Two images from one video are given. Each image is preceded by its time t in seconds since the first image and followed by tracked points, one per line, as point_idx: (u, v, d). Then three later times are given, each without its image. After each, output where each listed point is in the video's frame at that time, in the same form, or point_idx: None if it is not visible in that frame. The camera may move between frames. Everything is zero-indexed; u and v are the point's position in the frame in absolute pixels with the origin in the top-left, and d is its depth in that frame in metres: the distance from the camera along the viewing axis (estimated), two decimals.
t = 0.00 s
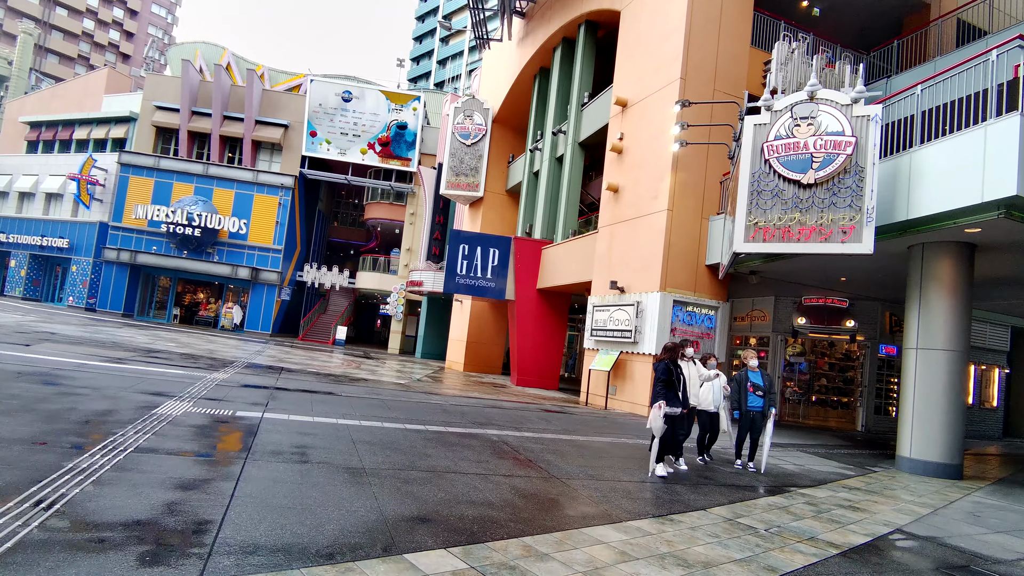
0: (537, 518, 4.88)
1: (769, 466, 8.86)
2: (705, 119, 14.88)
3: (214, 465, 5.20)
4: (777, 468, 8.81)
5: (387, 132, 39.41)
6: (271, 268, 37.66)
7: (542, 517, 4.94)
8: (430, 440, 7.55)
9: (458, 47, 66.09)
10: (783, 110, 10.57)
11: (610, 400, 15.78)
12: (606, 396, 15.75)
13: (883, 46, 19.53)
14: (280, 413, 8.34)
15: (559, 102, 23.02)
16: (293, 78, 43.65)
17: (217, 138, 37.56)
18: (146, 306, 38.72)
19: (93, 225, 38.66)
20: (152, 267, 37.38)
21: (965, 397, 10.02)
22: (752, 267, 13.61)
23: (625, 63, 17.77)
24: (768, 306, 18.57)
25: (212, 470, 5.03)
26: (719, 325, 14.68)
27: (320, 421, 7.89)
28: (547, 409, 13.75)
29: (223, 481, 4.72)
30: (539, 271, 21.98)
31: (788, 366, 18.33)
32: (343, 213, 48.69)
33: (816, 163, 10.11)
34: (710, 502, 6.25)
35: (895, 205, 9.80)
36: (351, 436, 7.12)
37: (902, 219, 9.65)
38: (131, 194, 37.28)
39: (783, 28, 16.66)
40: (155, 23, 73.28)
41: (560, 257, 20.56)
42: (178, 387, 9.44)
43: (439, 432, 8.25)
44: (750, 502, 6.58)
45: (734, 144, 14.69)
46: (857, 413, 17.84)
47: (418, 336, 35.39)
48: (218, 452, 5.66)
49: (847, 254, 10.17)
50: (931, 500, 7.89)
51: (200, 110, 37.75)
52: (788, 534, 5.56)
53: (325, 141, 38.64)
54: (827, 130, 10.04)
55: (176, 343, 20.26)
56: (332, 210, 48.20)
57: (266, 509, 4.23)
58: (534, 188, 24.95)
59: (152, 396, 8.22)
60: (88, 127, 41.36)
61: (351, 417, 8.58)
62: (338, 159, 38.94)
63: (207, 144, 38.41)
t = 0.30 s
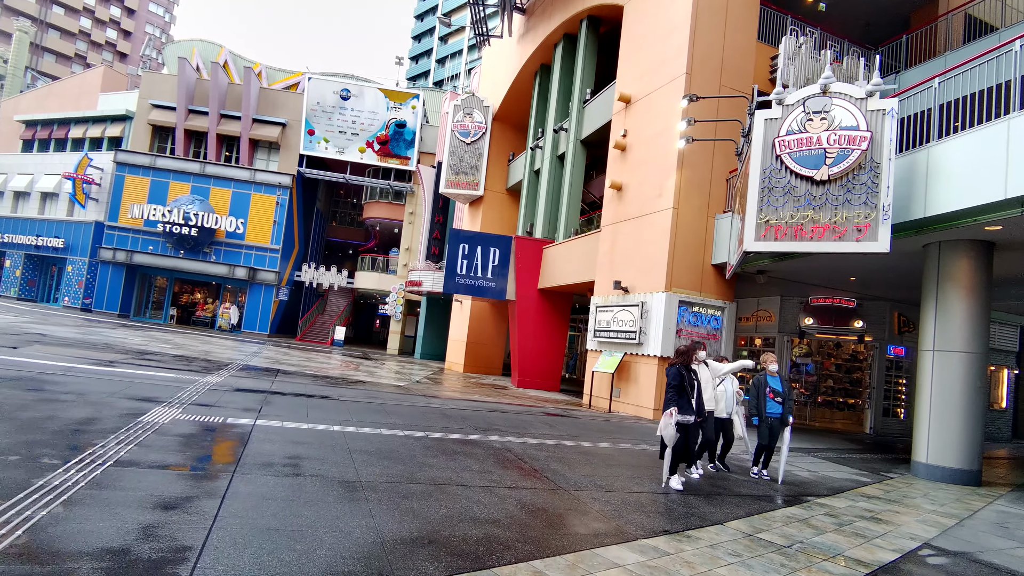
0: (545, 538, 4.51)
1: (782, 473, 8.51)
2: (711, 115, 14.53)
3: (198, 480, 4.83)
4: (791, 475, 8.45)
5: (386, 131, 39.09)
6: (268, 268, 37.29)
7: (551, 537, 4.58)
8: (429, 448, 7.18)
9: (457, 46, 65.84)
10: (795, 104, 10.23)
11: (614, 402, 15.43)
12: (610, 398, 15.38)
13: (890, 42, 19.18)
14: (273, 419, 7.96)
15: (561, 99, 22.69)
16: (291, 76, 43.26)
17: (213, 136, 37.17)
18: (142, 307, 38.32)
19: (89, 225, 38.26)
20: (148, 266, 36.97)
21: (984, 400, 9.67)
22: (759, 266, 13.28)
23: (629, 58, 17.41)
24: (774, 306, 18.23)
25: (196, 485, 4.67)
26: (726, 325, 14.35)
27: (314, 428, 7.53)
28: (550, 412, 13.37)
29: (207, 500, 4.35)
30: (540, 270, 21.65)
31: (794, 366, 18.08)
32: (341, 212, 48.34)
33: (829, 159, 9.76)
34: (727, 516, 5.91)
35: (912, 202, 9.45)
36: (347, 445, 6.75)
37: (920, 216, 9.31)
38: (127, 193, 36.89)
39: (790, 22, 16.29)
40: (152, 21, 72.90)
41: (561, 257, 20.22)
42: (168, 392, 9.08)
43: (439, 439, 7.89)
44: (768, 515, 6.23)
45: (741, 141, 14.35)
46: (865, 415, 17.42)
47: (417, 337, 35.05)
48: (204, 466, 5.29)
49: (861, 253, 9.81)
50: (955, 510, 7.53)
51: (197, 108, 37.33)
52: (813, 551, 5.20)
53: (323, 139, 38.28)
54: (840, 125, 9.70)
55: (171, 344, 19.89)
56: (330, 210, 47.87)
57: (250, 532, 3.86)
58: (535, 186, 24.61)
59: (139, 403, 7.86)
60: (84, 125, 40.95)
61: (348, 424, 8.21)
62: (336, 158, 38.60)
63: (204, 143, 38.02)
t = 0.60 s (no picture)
0: (551, 547, 4.14)
1: (794, 473, 8.16)
2: (716, 107, 14.17)
3: (176, 483, 4.46)
4: (804, 475, 8.11)
5: (384, 126, 38.74)
6: (264, 264, 36.87)
7: (557, 545, 4.21)
8: (427, 448, 6.82)
9: (455, 43, 65.53)
10: (807, 92, 9.88)
11: (616, 401, 15.06)
12: (612, 397, 15.03)
13: (896, 34, 18.85)
14: (263, 417, 7.58)
15: (561, 92, 22.34)
16: (288, 71, 42.83)
17: (209, 131, 36.74)
18: (137, 304, 37.86)
19: (83, 221, 37.79)
20: (143, 263, 36.48)
21: (1001, 398, 9.33)
22: (766, 261, 12.93)
23: (632, 49, 17.01)
24: (778, 303, 17.80)
25: (172, 489, 4.29)
26: (731, 322, 13.98)
27: (306, 427, 7.16)
28: (551, 410, 13.01)
29: (182, 506, 3.97)
30: (539, 266, 21.29)
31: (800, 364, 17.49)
32: (339, 209, 48.01)
33: (842, 149, 9.40)
34: (743, 521, 5.55)
35: (928, 192, 9.08)
36: (339, 445, 6.38)
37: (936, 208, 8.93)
38: (121, 189, 36.42)
39: (796, 12, 15.92)
40: (149, 17, 72.33)
41: (562, 253, 19.88)
42: (154, 389, 8.69)
43: (437, 439, 7.53)
44: (786, 519, 5.86)
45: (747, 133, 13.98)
46: (871, 413, 17.14)
47: (415, 334, 34.72)
48: (183, 467, 4.91)
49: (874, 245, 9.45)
50: (978, 513, 7.19)
51: (192, 103, 36.89)
52: (838, 559, 4.84)
53: (320, 134, 37.88)
54: (854, 113, 9.33)
55: (164, 341, 19.52)
56: (328, 206, 47.53)
57: (230, 541, 3.49)
58: (535, 181, 24.26)
59: (121, 400, 7.48)
60: (78, 120, 40.46)
61: (341, 422, 7.83)
62: (333, 154, 38.22)
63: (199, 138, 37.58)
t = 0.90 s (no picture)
0: (562, 572, 3.79)
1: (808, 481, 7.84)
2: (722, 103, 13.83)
3: (154, 501, 4.11)
4: (818, 483, 7.79)
5: (382, 124, 38.39)
6: (261, 264, 36.49)
7: (568, 569, 3.87)
8: (426, 456, 6.49)
9: (454, 41, 65.17)
10: (820, 86, 9.55)
11: (620, 403, 14.74)
12: (615, 399, 14.68)
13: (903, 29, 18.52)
14: (254, 424, 7.24)
15: (562, 89, 22.00)
16: (285, 68, 42.45)
17: (206, 129, 36.37)
18: (132, 304, 37.42)
19: (77, 220, 37.37)
20: (138, 262, 36.06)
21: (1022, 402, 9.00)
22: (774, 261, 12.61)
23: (635, 44, 16.68)
24: (784, 304, 17.48)
25: (149, 508, 3.94)
26: (736, 323, 13.69)
27: (298, 434, 6.82)
28: (553, 414, 12.69)
29: (157, 528, 3.62)
30: (540, 266, 20.96)
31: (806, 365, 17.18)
32: (337, 208, 47.68)
33: (857, 144, 9.07)
34: (763, 536, 5.26)
35: (946, 189, 8.73)
36: (333, 454, 6.03)
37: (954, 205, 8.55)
38: (116, 187, 36.01)
39: (803, 7, 15.58)
40: (146, 15, 71.84)
41: (563, 252, 19.55)
42: (141, 393, 8.34)
43: (436, 446, 7.20)
44: (808, 534, 5.53)
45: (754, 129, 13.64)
46: (878, 416, 16.76)
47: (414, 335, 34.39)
48: (163, 481, 4.55)
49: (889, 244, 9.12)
50: (1004, 524, 6.86)
51: (189, 100, 36.50)
52: None
53: (318, 132, 37.50)
54: (868, 107, 8.98)
55: (158, 342, 19.15)
56: (325, 206, 47.19)
57: (207, 572, 3.13)
58: (535, 180, 23.93)
59: (105, 406, 7.12)
60: (73, 118, 40.03)
61: (336, 428, 7.49)
62: (331, 152, 37.84)
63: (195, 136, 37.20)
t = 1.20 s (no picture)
0: None
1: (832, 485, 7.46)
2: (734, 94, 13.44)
3: (137, 512, 3.78)
4: (842, 487, 7.42)
5: (384, 121, 38.03)
6: (263, 262, 36.19)
7: None
8: (431, 460, 6.14)
9: (456, 38, 64.78)
10: (840, 73, 9.18)
11: (628, 403, 14.36)
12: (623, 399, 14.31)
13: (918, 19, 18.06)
14: (251, 425, 6.89)
15: (567, 83, 21.63)
16: (286, 65, 42.12)
17: (206, 126, 36.05)
18: (133, 302, 37.14)
19: (78, 217, 37.11)
20: (139, 260, 35.76)
21: None
22: (788, 257, 12.24)
23: (643, 35, 16.29)
24: (795, 301, 17.11)
25: (129, 520, 3.60)
26: (749, 320, 13.34)
27: (297, 436, 6.48)
28: (561, 414, 12.32)
29: (137, 544, 3.27)
30: (545, 263, 20.59)
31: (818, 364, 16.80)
32: (339, 206, 47.39)
33: (879, 133, 8.70)
34: (794, 547, 4.90)
35: (974, 179, 8.32)
36: (333, 458, 5.68)
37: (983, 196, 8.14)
38: (117, 185, 35.71)
39: None
40: (147, 13, 71.54)
41: (569, 249, 19.18)
42: (135, 393, 8.01)
43: (442, 449, 6.83)
44: (841, 545, 5.16)
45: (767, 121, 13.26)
46: (892, 416, 16.40)
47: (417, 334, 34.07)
48: (149, 490, 4.21)
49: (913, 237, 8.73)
50: None
51: (189, 97, 36.18)
52: None
53: (319, 129, 37.13)
54: (892, 94, 8.61)
55: (157, 340, 18.84)
56: (327, 204, 46.88)
57: None
58: (540, 175, 23.56)
59: (94, 406, 6.78)
60: (73, 115, 39.76)
61: (336, 430, 7.14)
62: (333, 149, 37.48)
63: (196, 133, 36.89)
